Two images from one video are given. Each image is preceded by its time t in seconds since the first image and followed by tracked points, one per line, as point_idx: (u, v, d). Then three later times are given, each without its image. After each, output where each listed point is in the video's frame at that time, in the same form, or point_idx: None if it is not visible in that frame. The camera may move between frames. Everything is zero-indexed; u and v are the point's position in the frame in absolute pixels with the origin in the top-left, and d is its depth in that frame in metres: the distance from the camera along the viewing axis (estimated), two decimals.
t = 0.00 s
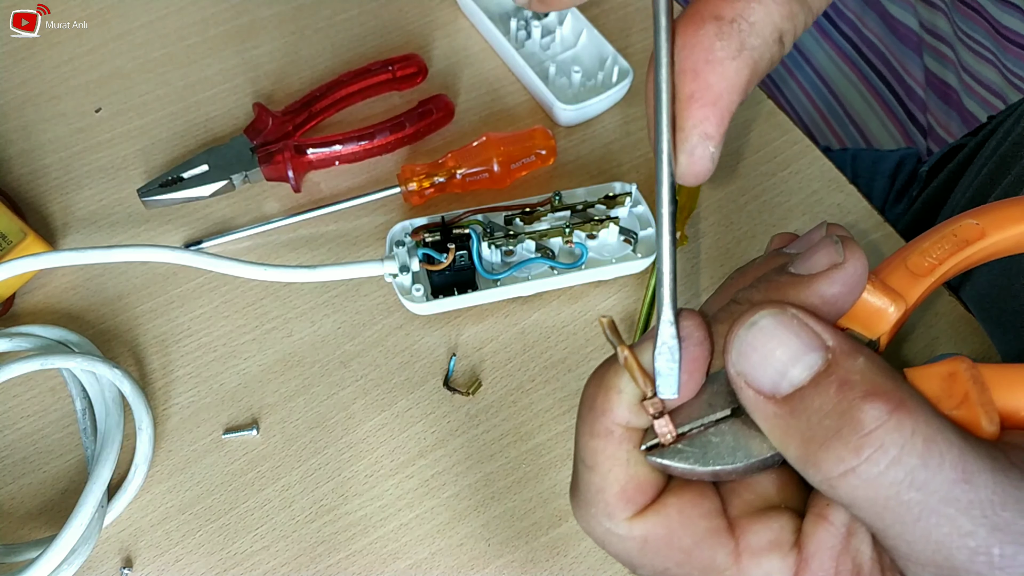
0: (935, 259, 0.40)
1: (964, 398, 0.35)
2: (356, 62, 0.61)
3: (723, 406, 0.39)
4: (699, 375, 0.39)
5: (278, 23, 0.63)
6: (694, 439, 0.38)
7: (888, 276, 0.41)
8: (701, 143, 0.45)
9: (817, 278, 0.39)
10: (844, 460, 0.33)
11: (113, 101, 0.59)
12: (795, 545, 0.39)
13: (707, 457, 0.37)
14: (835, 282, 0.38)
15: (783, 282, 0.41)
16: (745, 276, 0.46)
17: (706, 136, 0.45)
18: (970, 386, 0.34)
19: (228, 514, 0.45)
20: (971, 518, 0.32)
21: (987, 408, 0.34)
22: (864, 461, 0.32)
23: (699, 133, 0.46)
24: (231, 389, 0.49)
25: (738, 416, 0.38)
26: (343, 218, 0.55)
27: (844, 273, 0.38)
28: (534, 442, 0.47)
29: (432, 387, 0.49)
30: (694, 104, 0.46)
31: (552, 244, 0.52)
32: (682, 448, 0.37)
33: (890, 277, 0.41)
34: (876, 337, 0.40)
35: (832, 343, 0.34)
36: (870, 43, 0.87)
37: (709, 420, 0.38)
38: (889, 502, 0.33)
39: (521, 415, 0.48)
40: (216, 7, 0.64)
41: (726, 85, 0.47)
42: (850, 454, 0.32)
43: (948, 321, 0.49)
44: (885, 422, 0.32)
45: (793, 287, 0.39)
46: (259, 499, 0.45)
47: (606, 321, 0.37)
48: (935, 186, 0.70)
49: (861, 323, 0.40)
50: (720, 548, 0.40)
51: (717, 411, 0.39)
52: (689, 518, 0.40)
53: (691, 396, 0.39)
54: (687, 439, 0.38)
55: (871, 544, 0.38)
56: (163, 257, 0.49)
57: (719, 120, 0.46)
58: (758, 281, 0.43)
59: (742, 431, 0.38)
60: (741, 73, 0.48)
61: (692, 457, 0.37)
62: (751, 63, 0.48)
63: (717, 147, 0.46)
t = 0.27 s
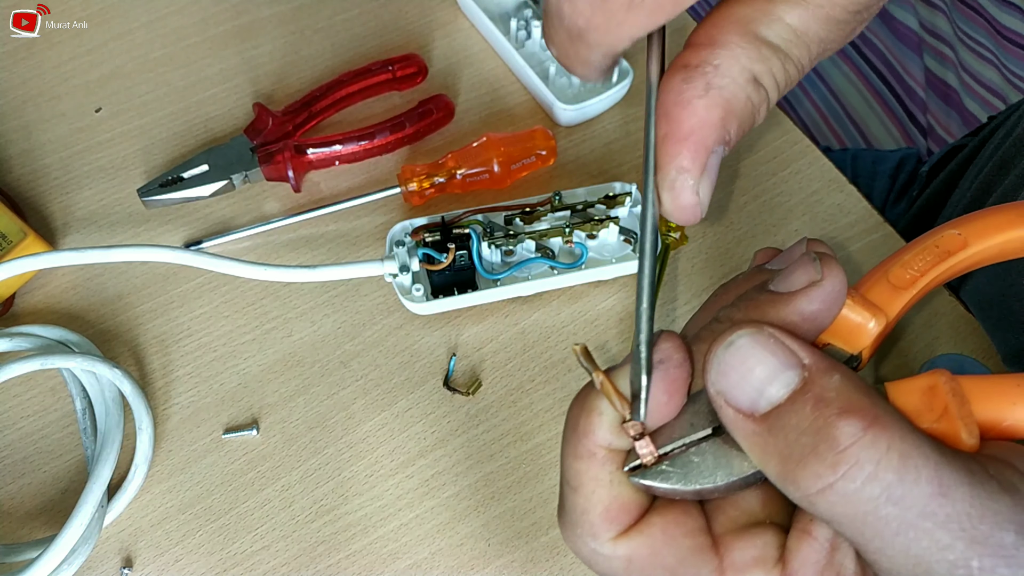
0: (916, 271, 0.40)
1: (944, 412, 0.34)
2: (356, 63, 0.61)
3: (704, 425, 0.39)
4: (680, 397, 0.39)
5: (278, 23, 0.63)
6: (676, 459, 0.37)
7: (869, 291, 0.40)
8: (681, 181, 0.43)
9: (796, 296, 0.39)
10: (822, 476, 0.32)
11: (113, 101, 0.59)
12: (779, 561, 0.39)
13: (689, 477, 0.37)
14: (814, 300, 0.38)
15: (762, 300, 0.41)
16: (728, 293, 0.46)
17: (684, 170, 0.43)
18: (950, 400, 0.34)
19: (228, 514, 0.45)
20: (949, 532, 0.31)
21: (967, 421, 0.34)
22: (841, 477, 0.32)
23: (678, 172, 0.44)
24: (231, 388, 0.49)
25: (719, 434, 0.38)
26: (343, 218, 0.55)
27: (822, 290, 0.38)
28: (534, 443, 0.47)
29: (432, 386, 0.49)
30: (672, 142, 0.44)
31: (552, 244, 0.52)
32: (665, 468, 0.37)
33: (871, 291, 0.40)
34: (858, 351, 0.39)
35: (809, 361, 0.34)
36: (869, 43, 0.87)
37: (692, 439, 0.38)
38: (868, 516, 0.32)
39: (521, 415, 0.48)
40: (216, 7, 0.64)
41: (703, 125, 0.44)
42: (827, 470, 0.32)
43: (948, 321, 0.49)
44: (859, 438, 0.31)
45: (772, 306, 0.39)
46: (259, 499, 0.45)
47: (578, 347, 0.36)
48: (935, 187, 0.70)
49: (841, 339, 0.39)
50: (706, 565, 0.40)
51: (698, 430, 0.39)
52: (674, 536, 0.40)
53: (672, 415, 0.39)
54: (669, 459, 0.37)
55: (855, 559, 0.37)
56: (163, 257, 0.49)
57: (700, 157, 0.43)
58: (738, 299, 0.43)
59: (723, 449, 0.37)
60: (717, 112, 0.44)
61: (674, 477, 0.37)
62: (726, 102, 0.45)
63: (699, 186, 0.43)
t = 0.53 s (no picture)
0: (920, 263, 0.40)
1: (942, 399, 0.34)
2: (356, 62, 0.61)
3: (705, 408, 0.39)
4: (681, 377, 0.39)
5: (278, 22, 0.63)
6: (676, 440, 0.38)
7: (872, 280, 0.41)
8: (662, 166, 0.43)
9: (798, 283, 0.39)
10: (818, 459, 0.32)
11: (113, 101, 0.59)
12: (776, 543, 0.40)
13: (688, 458, 0.37)
14: (815, 287, 0.38)
15: (765, 287, 0.41)
16: (731, 281, 0.46)
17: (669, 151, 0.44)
18: (948, 387, 0.34)
19: (228, 514, 0.45)
20: (944, 515, 0.31)
21: (965, 409, 0.34)
22: (837, 460, 0.32)
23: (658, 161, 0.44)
24: (231, 389, 0.49)
25: (719, 417, 0.38)
26: (343, 218, 0.55)
27: (824, 278, 0.38)
28: (534, 443, 0.47)
29: (432, 387, 0.49)
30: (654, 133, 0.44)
31: (552, 244, 0.52)
32: (665, 449, 0.37)
33: (873, 281, 0.41)
34: (858, 340, 0.40)
35: (809, 346, 0.34)
36: (870, 43, 0.88)
37: (692, 421, 0.38)
38: (863, 499, 0.32)
39: (520, 415, 0.48)
40: (216, 7, 0.64)
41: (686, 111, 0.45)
42: (824, 453, 0.32)
43: (947, 321, 0.49)
44: (857, 422, 0.31)
45: (774, 293, 0.40)
46: (259, 499, 0.45)
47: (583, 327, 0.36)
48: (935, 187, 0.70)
49: (843, 327, 0.39)
50: (703, 545, 0.40)
51: (699, 413, 0.39)
52: (673, 516, 0.40)
53: (672, 398, 0.39)
54: (669, 440, 0.38)
55: (851, 542, 0.38)
56: (163, 257, 0.49)
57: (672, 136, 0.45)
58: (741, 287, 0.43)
59: (723, 432, 0.38)
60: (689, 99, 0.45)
61: (673, 458, 0.37)
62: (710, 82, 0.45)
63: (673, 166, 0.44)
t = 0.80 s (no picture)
0: (929, 257, 0.40)
1: (952, 396, 0.34)
2: (356, 62, 0.61)
3: (712, 403, 0.39)
4: (689, 374, 0.38)
5: (278, 23, 0.63)
6: (683, 437, 0.37)
7: (881, 275, 0.41)
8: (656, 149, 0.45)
9: (808, 277, 0.39)
10: (828, 455, 0.32)
11: (113, 101, 0.59)
12: (783, 540, 0.39)
13: (696, 454, 0.37)
14: (825, 281, 0.38)
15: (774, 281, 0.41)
16: (740, 275, 0.46)
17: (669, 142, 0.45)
18: (958, 383, 0.34)
19: (228, 514, 0.45)
20: (955, 513, 0.31)
21: (974, 406, 0.34)
22: (848, 457, 0.32)
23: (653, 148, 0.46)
24: (231, 389, 0.49)
25: (727, 413, 0.38)
26: (343, 218, 0.55)
27: (834, 272, 0.38)
28: (534, 442, 0.47)
29: (432, 387, 0.49)
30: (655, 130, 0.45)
31: (552, 244, 0.52)
32: (671, 445, 0.37)
33: (882, 275, 0.41)
34: (867, 335, 0.39)
35: (819, 341, 0.34)
36: (870, 43, 0.87)
37: (700, 417, 0.38)
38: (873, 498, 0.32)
39: (521, 415, 0.48)
40: (215, 7, 0.64)
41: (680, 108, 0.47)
42: (834, 450, 0.32)
43: (947, 321, 0.49)
44: (867, 418, 0.31)
45: (784, 287, 0.40)
46: (259, 499, 0.45)
47: (592, 320, 0.36)
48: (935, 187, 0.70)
49: (851, 322, 0.39)
50: (710, 542, 0.39)
51: (706, 408, 0.39)
52: (679, 512, 0.40)
53: (682, 393, 0.39)
54: (676, 436, 0.37)
55: (858, 540, 0.38)
56: (163, 257, 0.49)
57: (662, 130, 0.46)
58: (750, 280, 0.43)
59: (731, 429, 0.38)
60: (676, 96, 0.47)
61: (680, 454, 0.37)
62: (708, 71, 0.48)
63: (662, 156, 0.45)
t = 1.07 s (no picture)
0: (946, 266, 0.41)
1: (969, 414, 0.34)
2: (356, 62, 0.61)
3: (723, 416, 0.37)
4: (699, 388, 0.38)
5: (278, 23, 0.63)
6: (693, 451, 0.37)
7: (898, 284, 0.41)
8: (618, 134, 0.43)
9: (825, 287, 0.38)
10: (844, 478, 0.32)
11: (113, 101, 0.59)
12: (791, 557, 0.39)
13: (705, 470, 0.36)
14: (842, 293, 0.38)
15: (788, 289, 0.39)
16: (749, 281, 0.45)
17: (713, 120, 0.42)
18: (976, 402, 0.34)
19: (228, 514, 0.45)
20: (971, 541, 0.31)
21: (991, 425, 0.34)
22: (864, 480, 0.32)
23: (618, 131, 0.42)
24: (230, 389, 0.49)
25: (739, 427, 0.37)
26: (344, 218, 0.55)
27: (851, 284, 0.38)
28: (534, 442, 0.47)
29: (432, 387, 0.49)
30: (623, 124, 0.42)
31: (552, 244, 0.52)
32: (680, 459, 0.37)
33: (899, 284, 0.41)
34: (882, 346, 0.40)
35: (837, 359, 0.34)
36: (870, 43, 0.88)
37: (710, 431, 0.37)
38: (889, 522, 0.32)
39: (521, 415, 0.48)
40: (215, 8, 0.64)
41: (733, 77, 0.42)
42: (850, 473, 0.32)
43: (949, 323, 0.49)
44: (886, 442, 0.31)
45: (798, 296, 0.39)
46: (259, 499, 0.45)
47: (603, 331, 0.36)
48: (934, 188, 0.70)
49: (868, 333, 0.40)
50: (716, 558, 0.40)
51: (717, 422, 0.37)
52: (686, 529, 0.40)
53: (690, 405, 0.39)
54: (684, 450, 0.37)
55: (868, 559, 0.37)
56: (163, 257, 0.50)
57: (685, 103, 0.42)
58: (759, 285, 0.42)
59: (743, 443, 0.36)
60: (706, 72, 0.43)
61: (689, 469, 0.36)
62: (751, 48, 0.43)
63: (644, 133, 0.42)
